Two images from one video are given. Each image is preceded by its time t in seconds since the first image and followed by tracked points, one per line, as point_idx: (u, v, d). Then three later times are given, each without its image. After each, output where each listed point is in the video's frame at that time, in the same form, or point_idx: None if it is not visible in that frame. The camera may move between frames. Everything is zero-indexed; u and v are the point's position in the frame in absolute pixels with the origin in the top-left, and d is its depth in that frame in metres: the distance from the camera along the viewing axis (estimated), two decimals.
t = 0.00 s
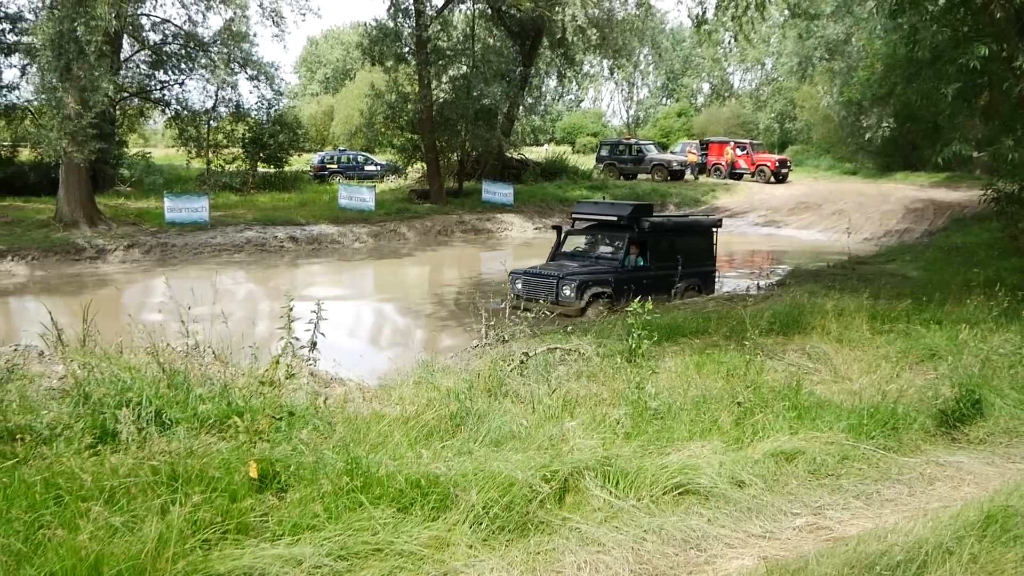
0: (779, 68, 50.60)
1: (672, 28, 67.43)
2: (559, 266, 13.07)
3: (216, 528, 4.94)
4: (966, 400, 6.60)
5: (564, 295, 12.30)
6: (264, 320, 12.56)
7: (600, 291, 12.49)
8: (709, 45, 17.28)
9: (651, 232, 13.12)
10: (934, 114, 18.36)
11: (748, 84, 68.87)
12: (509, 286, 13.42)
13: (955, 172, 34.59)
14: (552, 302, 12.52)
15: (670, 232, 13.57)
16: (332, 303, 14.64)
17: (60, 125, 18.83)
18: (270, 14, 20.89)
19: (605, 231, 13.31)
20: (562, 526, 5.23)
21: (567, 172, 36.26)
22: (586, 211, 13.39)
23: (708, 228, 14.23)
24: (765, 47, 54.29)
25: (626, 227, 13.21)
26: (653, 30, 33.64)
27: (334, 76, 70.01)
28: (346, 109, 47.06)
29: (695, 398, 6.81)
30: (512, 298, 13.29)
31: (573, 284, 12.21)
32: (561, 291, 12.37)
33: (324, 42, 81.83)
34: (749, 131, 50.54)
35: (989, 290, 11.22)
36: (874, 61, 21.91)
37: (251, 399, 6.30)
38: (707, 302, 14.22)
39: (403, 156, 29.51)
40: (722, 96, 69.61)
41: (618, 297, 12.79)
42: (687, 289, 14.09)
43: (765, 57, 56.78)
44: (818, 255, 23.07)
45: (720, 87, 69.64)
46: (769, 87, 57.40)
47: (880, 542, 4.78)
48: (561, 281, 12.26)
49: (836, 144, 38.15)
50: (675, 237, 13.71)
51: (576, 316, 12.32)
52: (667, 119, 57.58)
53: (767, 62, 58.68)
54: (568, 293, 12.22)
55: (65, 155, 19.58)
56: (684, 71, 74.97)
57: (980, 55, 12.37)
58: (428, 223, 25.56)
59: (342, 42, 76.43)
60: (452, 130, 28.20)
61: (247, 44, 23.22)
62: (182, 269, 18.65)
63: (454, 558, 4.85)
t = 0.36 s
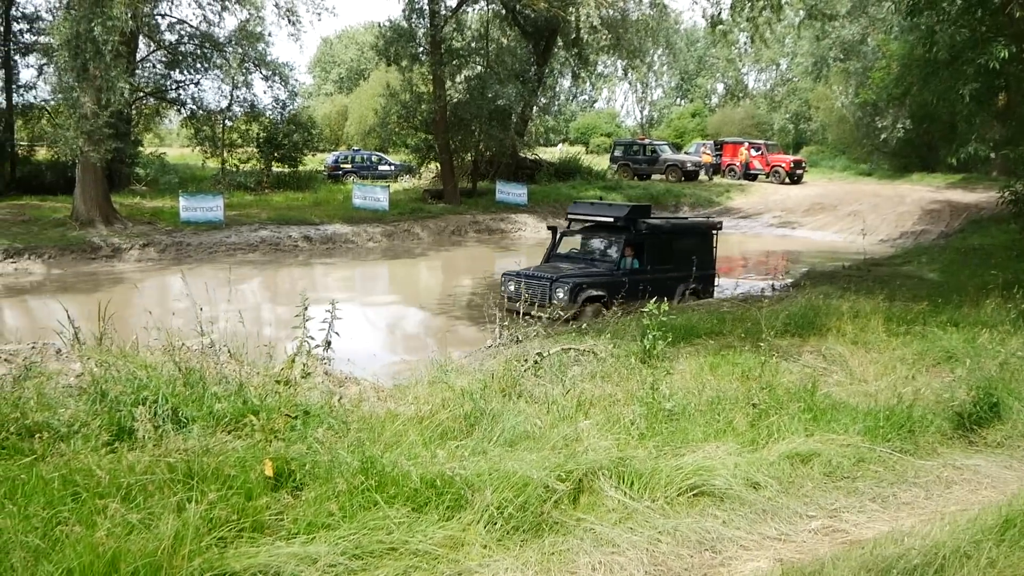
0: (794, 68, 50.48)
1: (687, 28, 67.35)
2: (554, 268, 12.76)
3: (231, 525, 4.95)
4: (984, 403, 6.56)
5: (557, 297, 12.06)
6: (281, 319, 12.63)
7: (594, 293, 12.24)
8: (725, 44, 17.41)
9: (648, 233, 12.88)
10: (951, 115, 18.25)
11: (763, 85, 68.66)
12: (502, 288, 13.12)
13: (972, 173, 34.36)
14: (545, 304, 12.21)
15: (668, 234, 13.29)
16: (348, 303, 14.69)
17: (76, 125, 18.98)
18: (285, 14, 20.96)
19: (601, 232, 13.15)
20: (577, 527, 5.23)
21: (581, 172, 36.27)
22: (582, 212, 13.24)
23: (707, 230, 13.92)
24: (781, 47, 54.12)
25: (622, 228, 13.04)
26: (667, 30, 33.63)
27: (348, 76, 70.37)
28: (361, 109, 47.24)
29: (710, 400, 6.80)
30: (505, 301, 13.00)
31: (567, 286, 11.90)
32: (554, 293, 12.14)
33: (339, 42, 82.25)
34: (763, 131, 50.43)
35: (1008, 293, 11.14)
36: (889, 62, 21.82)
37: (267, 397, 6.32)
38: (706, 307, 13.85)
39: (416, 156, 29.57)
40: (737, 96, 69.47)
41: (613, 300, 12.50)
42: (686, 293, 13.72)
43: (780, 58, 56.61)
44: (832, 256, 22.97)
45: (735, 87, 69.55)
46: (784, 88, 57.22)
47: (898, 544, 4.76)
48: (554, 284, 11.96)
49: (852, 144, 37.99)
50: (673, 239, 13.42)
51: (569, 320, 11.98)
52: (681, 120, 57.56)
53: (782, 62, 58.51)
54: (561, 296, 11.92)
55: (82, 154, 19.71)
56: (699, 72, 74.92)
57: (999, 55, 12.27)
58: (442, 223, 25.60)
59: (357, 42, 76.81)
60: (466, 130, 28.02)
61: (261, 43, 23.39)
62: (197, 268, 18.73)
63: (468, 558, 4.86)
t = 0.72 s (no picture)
0: (813, 69, 50.23)
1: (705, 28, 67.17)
2: (552, 272, 12.56)
3: (250, 523, 4.98)
4: (1005, 407, 6.51)
5: (556, 301, 11.81)
6: (299, 318, 12.67)
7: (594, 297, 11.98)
8: (744, 43, 17.41)
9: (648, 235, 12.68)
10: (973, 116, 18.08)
11: (781, 85, 68.36)
12: (498, 291, 12.91)
13: (991, 175, 34.07)
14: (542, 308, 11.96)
15: (669, 237, 13.07)
16: (363, 302, 14.76)
17: (96, 124, 19.15)
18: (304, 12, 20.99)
19: (600, 234, 12.98)
20: (594, 528, 5.22)
21: (598, 172, 36.24)
22: (582, 214, 13.09)
23: (709, 233, 13.68)
24: (799, 47, 53.86)
25: (622, 231, 12.87)
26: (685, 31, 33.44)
27: (366, 76, 70.65)
28: (378, 109, 47.39)
29: (727, 401, 6.77)
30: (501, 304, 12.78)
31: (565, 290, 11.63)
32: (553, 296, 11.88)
33: (356, 42, 82.71)
34: (781, 132, 50.22)
35: None
36: (909, 62, 21.66)
37: (285, 396, 6.34)
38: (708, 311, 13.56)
39: (433, 156, 29.62)
40: (755, 96, 69.23)
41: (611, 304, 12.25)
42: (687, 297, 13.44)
43: (799, 58, 56.35)
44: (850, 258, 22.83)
45: (752, 88, 69.35)
46: (802, 88, 56.95)
47: (917, 548, 4.73)
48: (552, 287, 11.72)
49: (871, 145, 37.75)
50: (674, 242, 13.20)
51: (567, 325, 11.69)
52: (698, 120, 57.45)
53: (800, 62, 58.25)
54: (559, 300, 11.65)
55: (101, 153, 19.85)
56: (717, 72, 74.72)
57: None
58: (459, 223, 25.62)
59: (375, 41, 77.07)
60: (484, 130, 27.91)
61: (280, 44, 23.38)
62: (214, 266, 18.81)
63: (485, 558, 4.86)
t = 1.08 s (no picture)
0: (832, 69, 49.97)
1: (723, 28, 66.99)
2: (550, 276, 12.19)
3: (269, 521, 5.00)
4: None
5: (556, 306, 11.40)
6: (319, 317, 12.69)
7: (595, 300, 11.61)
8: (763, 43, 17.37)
9: (647, 237, 12.47)
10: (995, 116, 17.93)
11: (800, 85, 68.05)
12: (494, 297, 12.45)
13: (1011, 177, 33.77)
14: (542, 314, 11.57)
15: (668, 238, 12.89)
16: (382, 300, 14.86)
17: (116, 124, 19.30)
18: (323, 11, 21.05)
19: (598, 235, 12.71)
20: (612, 528, 5.21)
21: (615, 173, 36.22)
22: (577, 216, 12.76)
23: (705, 233, 13.56)
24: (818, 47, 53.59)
25: (621, 232, 12.62)
26: (703, 32, 33.36)
27: (385, 77, 70.98)
28: (396, 109, 47.57)
29: (746, 402, 6.75)
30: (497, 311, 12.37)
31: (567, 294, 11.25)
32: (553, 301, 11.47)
33: (374, 42, 83.15)
34: (800, 132, 50.02)
35: None
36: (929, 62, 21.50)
37: (304, 394, 6.36)
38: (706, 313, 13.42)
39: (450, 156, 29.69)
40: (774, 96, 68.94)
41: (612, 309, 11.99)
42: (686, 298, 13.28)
43: (818, 58, 56.09)
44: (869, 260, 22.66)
45: (771, 88, 69.09)
46: (821, 88, 56.65)
47: (938, 552, 4.70)
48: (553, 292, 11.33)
49: (890, 146, 37.51)
50: (672, 243, 13.02)
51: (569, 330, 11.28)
52: (716, 120, 57.33)
53: (819, 62, 57.97)
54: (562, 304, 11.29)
55: (121, 152, 20.01)
56: (735, 71, 74.50)
57: None
58: (476, 223, 25.65)
59: (393, 41, 77.36)
60: (501, 129, 28.27)
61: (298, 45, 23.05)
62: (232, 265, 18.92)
63: (503, 557, 4.86)
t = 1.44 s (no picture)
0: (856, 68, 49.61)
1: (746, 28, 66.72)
2: (550, 279, 11.91)
3: (293, 519, 5.03)
4: None
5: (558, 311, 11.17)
6: (341, 318, 12.71)
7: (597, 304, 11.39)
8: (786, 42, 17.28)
9: (649, 238, 12.23)
10: None
11: (824, 85, 67.64)
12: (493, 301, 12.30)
13: None
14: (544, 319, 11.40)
15: (670, 238, 12.67)
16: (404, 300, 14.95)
17: (142, 124, 19.47)
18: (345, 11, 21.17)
19: (599, 237, 12.43)
20: (635, 529, 5.20)
21: (637, 173, 36.17)
22: (576, 217, 12.44)
23: (706, 233, 13.37)
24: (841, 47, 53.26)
25: (623, 233, 12.34)
26: (726, 32, 33.24)
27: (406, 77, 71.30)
28: (418, 109, 47.75)
29: (769, 403, 6.72)
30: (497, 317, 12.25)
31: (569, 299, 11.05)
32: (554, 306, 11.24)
33: (396, 42, 83.64)
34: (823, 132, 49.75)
35: None
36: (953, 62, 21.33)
37: (327, 393, 6.39)
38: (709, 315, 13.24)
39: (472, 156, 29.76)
40: (797, 96, 68.59)
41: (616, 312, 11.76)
42: (688, 300, 13.08)
43: (842, 58, 55.75)
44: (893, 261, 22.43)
45: (794, 88, 68.73)
46: (845, 88, 56.28)
47: (965, 555, 4.65)
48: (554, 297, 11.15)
49: (914, 146, 37.20)
50: (673, 244, 12.80)
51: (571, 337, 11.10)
52: (739, 120, 57.13)
53: (843, 62, 57.58)
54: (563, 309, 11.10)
55: (146, 152, 20.22)
56: (758, 72, 74.24)
57: None
58: (497, 223, 25.69)
59: (415, 41, 77.67)
60: (523, 129, 28.21)
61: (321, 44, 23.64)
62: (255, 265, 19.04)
63: (526, 557, 4.86)
